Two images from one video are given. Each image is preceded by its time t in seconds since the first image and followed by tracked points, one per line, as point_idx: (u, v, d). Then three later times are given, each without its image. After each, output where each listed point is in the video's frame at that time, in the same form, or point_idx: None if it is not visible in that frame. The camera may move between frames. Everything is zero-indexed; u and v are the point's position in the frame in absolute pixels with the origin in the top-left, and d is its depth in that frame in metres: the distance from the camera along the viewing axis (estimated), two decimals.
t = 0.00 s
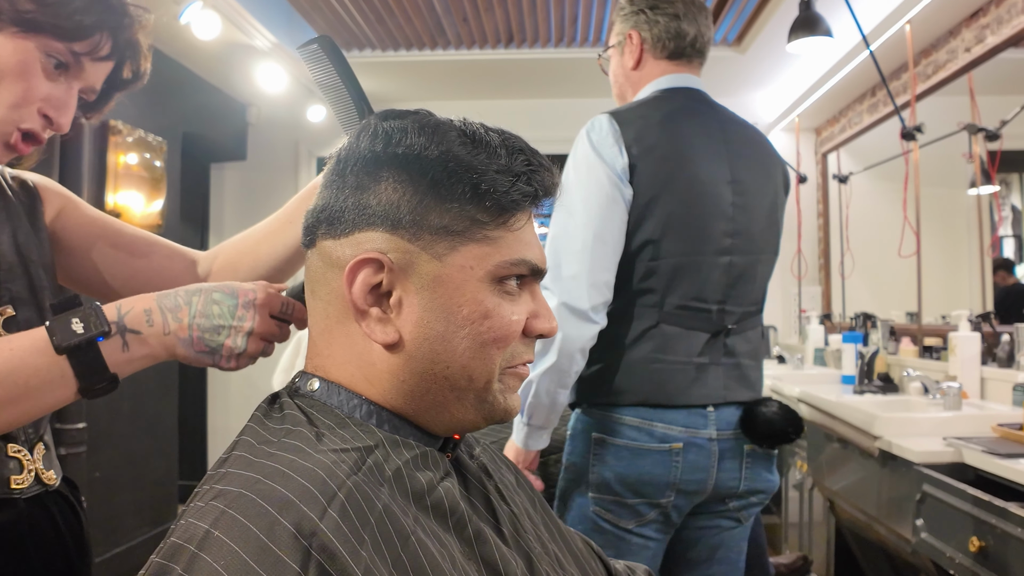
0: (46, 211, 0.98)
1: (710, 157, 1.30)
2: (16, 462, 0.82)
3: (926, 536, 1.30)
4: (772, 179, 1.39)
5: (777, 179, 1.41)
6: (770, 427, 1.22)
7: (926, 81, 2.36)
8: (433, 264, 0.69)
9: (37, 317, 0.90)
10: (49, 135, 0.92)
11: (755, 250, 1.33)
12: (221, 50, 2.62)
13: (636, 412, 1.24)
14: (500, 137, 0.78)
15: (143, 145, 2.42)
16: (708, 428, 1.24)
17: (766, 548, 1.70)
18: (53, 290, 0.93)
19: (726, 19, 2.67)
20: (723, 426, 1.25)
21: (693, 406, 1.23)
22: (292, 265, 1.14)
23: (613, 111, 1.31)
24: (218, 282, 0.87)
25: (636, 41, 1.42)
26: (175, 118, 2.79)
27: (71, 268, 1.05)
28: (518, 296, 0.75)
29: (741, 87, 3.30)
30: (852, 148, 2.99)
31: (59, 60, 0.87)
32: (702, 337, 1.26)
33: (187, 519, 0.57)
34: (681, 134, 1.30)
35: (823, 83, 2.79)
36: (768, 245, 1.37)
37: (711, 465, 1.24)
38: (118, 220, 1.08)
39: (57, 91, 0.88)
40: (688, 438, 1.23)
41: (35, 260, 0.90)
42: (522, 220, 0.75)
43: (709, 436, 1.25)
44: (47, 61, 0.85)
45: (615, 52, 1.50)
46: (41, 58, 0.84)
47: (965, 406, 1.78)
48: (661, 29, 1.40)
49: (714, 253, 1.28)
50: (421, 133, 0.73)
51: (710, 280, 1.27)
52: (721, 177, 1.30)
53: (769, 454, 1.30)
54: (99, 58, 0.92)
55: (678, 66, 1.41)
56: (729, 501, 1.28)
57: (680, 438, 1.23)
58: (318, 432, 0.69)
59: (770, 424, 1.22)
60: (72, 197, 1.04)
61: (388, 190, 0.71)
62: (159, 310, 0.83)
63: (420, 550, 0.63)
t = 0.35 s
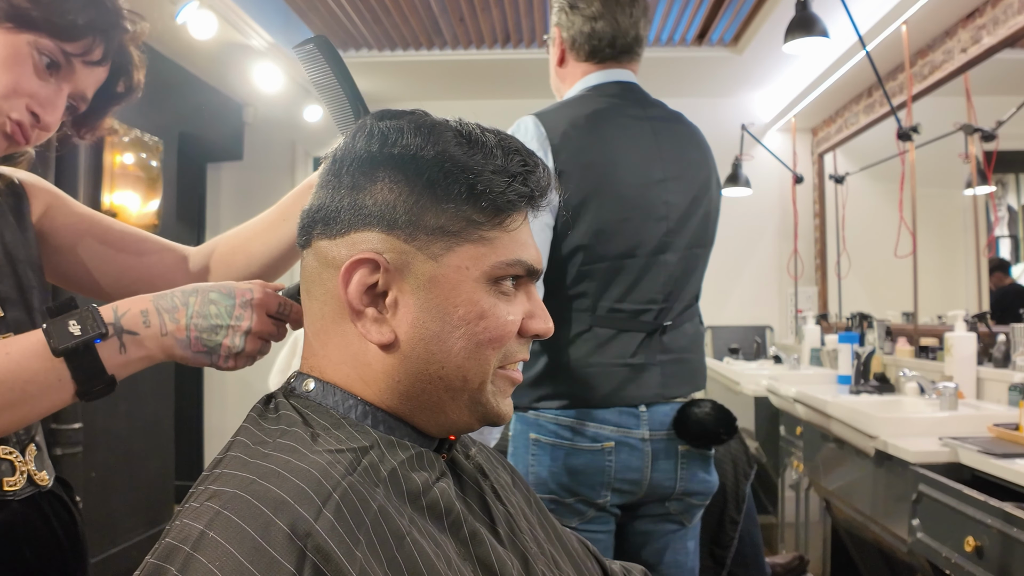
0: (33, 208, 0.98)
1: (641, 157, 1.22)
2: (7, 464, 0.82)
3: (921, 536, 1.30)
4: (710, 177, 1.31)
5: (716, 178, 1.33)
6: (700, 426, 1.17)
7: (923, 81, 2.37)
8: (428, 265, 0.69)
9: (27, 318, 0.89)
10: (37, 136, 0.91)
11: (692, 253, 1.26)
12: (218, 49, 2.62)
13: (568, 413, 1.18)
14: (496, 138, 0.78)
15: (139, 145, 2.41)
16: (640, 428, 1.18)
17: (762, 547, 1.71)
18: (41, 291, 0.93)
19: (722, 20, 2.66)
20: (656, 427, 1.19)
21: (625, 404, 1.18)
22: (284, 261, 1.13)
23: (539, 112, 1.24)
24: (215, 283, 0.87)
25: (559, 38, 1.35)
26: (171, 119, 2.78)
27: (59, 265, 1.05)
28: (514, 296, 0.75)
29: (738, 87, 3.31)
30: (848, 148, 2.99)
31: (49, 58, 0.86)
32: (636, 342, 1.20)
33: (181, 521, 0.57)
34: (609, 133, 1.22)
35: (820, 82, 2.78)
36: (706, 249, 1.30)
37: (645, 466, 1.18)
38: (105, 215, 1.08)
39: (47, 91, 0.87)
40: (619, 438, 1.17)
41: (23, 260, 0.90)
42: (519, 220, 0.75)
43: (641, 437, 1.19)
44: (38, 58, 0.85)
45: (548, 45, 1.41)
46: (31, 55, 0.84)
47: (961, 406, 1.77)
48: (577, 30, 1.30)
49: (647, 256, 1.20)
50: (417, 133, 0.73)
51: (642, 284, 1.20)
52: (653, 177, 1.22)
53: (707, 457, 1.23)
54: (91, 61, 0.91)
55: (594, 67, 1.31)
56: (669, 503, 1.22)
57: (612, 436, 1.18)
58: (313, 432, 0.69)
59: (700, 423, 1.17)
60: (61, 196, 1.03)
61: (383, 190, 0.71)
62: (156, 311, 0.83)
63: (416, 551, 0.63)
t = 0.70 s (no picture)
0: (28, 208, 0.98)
1: (607, 156, 1.19)
2: (5, 464, 0.82)
3: (918, 536, 1.30)
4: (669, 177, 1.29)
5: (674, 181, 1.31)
6: (676, 420, 1.16)
7: (920, 81, 2.38)
8: (426, 265, 0.69)
9: (24, 317, 0.89)
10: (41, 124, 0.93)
11: (655, 254, 1.24)
12: (216, 49, 2.62)
13: (542, 412, 1.15)
14: (494, 138, 0.78)
15: (136, 144, 2.42)
16: (616, 424, 1.17)
17: (759, 545, 1.69)
18: (37, 290, 0.93)
19: (719, 20, 2.66)
20: (632, 421, 1.18)
21: (600, 399, 1.16)
22: (281, 261, 1.13)
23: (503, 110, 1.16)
24: (211, 279, 0.88)
25: (519, 32, 1.31)
26: (169, 119, 2.78)
27: (55, 264, 1.05)
28: (511, 296, 0.75)
29: (736, 88, 3.32)
30: (845, 148, 3.00)
31: (42, 49, 0.87)
32: (611, 339, 1.17)
33: (178, 521, 0.57)
34: (573, 127, 1.17)
35: (817, 83, 2.77)
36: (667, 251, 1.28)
37: (622, 461, 1.17)
38: (100, 214, 1.08)
39: (42, 82, 0.88)
40: (596, 434, 1.15)
41: (18, 259, 0.89)
42: (516, 221, 0.75)
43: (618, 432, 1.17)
44: (29, 51, 0.86)
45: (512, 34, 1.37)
46: (24, 49, 0.85)
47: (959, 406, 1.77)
48: (533, 27, 1.25)
49: (614, 255, 1.17)
50: (415, 134, 0.73)
51: (608, 282, 1.17)
52: (620, 176, 1.19)
53: (681, 447, 1.23)
54: (81, 44, 0.91)
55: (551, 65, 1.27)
56: (646, 496, 1.22)
57: (588, 433, 1.15)
58: (311, 432, 0.69)
59: (676, 417, 1.16)
60: (56, 194, 1.03)
61: (381, 190, 0.71)
62: (153, 307, 0.83)
63: (414, 551, 0.63)
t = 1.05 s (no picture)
0: (27, 209, 0.97)
1: (594, 154, 1.19)
2: (6, 464, 0.82)
3: (916, 536, 1.30)
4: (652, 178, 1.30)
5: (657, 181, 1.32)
6: (665, 416, 1.16)
7: (918, 82, 2.38)
8: (426, 265, 0.69)
9: (22, 317, 0.88)
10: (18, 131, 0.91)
11: (641, 252, 1.24)
12: (214, 49, 2.62)
13: (532, 412, 1.14)
14: (493, 139, 0.78)
15: (135, 144, 2.42)
16: (607, 422, 1.16)
17: (757, 545, 1.70)
18: (35, 289, 0.92)
19: (717, 21, 2.66)
20: (621, 418, 1.18)
21: (590, 397, 1.16)
22: (281, 260, 1.13)
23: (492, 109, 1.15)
24: (210, 276, 0.88)
25: (503, 30, 1.30)
26: (166, 118, 2.78)
27: (53, 266, 1.04)
28: (510, 296, 0.75)
29: (733, 88, 3.33)
30: (843, 149, 3.01)
31: (34, 57, 0.87)
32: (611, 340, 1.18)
33: (177, 521, 0.57)
34: (561, 125, 1.17)
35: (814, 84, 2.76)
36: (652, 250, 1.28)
37: (613, 458, 1.17)
38: (98, 215, 1.08)
39: (32, 89, 0.88)
40: (587, 432, 1.15)
41: (15, 258, 0.89)
42: (515, 221, 0.75)
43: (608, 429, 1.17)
44: (23, 60, 0.86)
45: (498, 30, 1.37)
46: (17, 56, 0.85)
47: (956, 406, 1.78)
48: (519, 26, 1.25)
49: (603, 252, 1.17)
50: (414, 134, 0.72)
51: (598, 280, 1.17)
52: (607, 173, 1.19)
53: (669, 442, 1.23)
54: (73, 57, 0.92)
55: (537, 65, 1.27)
56: (636, 492, 1.22)
57: (579, 432, 1.15)
58: (310, 431, 0.69)
59: (665, 413, 1.16)
60: (54, 195, 1.03)
61: (381, 190, 0.71)
62: (153, 305, 0.83)
63: (414, 551, 0.63)
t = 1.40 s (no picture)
0: (23, 210, 0.97)
1: (585, 153, 1.18)
2: (1, 466, 0.82)
3: (914, 536, 1.30)
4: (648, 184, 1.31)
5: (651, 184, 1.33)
6: (654, 418, 1.16)
7: (915, 82, 2.38)
8: (421, 265, 0.69)
9: (17, 318, 0.88)
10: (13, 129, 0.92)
11: (633, 251, 1.24)
12: (211, 49, 2.62)
13: (521, 412, 1.15)
14: (488, 139, 0.78)
15: (132, 144, 2.42)
16: (596, 423, 1.16)
17: (754, 546, 1.70)
18: (30, 290, 0.92)
19: (715, 21, 2.66)
20: (611, 419, 1.18)
21: (579, 399, 1.16)
22: (277, 261, 1.13)
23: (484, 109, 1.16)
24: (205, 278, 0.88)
25: (501, 31, 1.30)
26: (164, 118, 2.78)
27: (49, 267, 1.04)
28: (506, 296, 0.75)
29: (731, 88, 3.33)
30: (840, 149, 3.01)
31: (29, 55, 0.87)
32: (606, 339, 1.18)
33: (172, 522, 0.57)
34: (552, 125, 1.17)
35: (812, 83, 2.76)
36: (645, 251, 1.28)
37: (603, 459, 1.16)
38: (93, 216, 1.08)
39: (28, 88, 0.88)
40: (576, 434, 1.15)
41: (11, 259, 0.89)
42: (510, 221, 0.75)
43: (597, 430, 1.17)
44: (17, 58, 0.86)
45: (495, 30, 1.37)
46: (12, 55, 0.85)
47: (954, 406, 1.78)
48: (515, 26, 1.25)
49: (593, 252, 1.17)
50: (409, 134, 0.72)
51: (588, 279, 1.17)
52: (599, 173, 1.19)
53: (661, 444, 1.23)
54: (68, 55, 0.92)
55: (532, 65, 1.27)
56: (628, 494, 1.21)
57: (568, 433, 1.15)
58: (305, 432, 0.69)
59: (654, 415, 1.16)
60: (48, 196, 1.03)
61: (376, 191, 0.70)
62: (146, 306, 0.83)
63: (410, 551, 0.63)
